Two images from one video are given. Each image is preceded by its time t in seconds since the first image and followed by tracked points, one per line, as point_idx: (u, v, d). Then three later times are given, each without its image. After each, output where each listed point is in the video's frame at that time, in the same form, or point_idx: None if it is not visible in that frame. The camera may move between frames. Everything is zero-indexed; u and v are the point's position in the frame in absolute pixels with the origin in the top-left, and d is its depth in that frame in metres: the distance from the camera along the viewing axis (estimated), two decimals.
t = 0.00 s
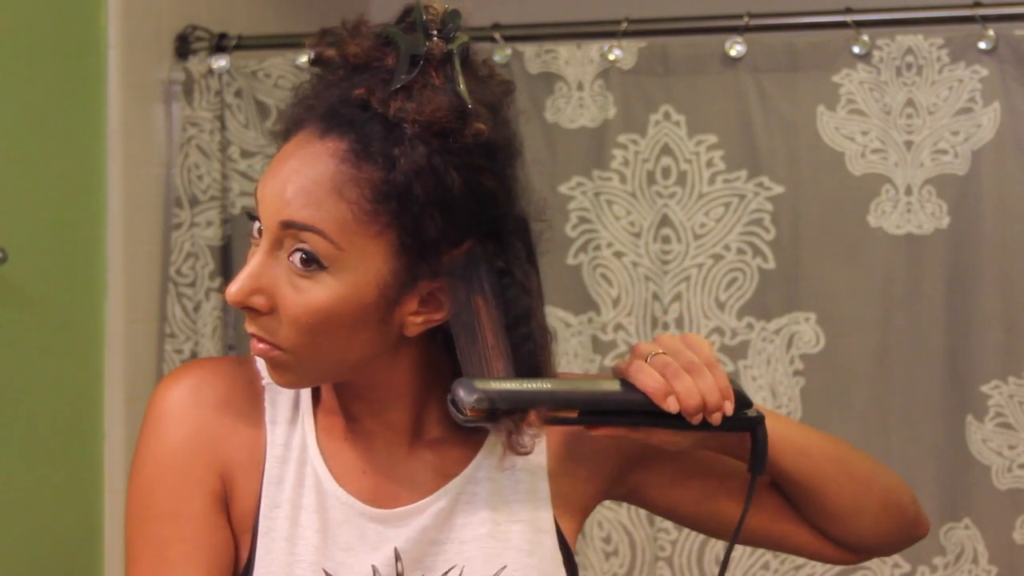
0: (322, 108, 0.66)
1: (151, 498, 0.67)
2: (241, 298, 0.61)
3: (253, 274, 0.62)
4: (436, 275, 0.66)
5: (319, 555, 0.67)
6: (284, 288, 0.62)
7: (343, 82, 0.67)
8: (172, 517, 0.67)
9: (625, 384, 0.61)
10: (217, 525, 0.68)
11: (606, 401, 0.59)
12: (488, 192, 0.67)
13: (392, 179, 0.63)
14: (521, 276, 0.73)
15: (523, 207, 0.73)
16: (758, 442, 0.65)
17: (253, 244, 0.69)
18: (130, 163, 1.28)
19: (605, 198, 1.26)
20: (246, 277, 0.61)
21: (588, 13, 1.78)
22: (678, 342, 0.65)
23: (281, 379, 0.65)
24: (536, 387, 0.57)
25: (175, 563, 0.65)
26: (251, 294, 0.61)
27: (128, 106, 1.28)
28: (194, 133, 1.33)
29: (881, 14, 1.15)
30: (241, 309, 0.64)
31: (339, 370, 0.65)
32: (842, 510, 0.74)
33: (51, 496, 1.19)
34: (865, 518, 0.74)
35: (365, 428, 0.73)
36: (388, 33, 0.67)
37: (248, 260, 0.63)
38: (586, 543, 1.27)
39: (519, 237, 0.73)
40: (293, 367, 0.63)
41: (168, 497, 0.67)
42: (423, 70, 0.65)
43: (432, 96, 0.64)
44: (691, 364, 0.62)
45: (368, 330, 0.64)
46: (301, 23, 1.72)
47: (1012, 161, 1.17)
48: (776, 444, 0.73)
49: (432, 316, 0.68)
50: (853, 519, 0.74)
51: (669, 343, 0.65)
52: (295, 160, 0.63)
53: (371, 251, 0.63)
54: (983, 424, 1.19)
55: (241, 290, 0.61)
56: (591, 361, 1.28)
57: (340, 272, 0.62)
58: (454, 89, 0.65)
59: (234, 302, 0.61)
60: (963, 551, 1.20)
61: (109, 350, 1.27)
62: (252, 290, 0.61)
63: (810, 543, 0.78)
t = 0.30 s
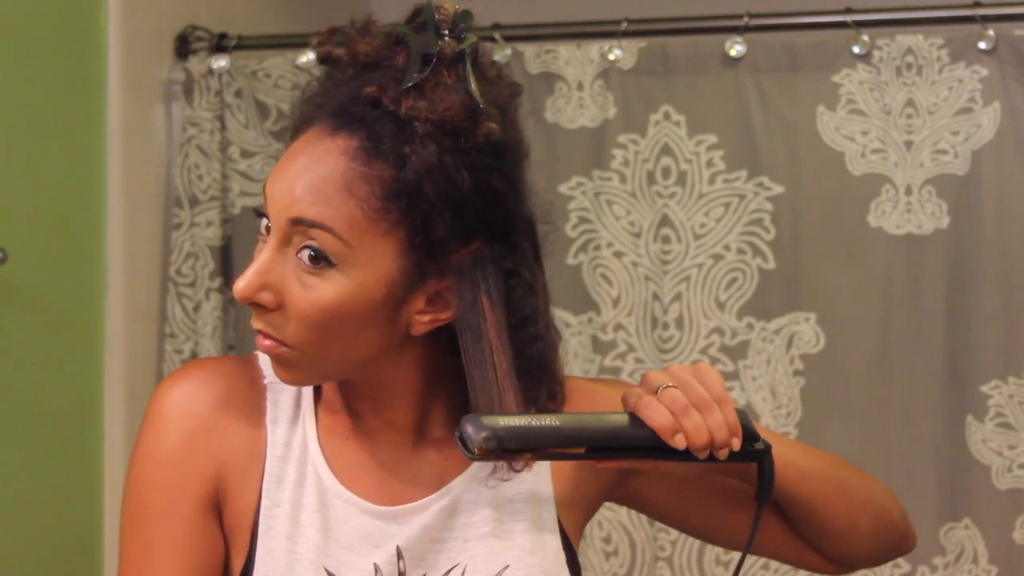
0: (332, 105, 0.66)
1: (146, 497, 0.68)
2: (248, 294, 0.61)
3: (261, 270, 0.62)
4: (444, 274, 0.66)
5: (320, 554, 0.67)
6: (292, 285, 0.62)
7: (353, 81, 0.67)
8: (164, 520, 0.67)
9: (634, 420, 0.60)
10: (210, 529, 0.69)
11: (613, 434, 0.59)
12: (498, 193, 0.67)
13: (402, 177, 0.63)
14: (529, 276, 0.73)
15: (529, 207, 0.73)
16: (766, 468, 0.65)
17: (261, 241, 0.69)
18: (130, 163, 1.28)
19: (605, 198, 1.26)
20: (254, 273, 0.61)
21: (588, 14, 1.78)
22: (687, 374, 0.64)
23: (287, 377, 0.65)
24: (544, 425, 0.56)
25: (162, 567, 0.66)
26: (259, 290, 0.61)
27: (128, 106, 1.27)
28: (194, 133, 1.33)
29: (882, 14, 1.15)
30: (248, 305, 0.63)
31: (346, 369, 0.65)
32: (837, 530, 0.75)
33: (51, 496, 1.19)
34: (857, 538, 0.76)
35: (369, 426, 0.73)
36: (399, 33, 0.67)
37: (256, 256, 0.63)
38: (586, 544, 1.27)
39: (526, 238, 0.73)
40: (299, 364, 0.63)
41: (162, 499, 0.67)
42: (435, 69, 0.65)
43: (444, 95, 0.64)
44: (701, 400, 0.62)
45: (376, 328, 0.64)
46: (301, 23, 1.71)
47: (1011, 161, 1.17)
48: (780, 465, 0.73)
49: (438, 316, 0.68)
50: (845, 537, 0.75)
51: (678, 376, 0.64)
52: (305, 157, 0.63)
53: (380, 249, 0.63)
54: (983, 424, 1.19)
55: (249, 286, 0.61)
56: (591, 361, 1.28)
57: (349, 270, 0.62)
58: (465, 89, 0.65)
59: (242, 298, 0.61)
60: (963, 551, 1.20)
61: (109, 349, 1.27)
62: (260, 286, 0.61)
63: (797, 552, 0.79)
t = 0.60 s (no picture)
0: (336, 105, 0.66)
1: (144, 499, 0.68)
2: (250, 293, 0.61)
3: (263, 269, 0.61)
4: (446, 275, 0.66)
5: (320, 555, 0.67)
6: (293, 284, 0.62)
7: (356, 80, 0.67)
8: (161, 522, 0.67)
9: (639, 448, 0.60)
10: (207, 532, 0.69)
11: (621, 463, 0.58)
12: (501, 194, 0.67)
13: (406, 177, 0.63)
14: (530, 278, 0.74)
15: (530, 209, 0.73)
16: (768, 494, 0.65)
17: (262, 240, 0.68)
18: (130, 163, 1.28)
19: (605, 198, 1.26)
20: (255, 272, 0.61)
21: (588, 13, 1.78)
22: (693, 400, 0.64)
23: (288, 376, 0.65)
24: (551, 458, 0.56)
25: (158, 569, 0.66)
26: (260, 289, 0.61)
27: (128, 105, 1.27)
28: (194, 133, 1.33)
29: (881, 14, 1.15)
30: (249, 304, 0.63)
31: (347, 369, 0.65)
32: (832, 536, 0.75)
33: (51, 495, 1.19)
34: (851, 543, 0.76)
35: (369, 427, 0.73)
36: (403, 33, 0.67)
37: (258, 255, 0.63)
38: (586, 544, 1.27)
39: (527, 240, 0.73)
40: (300, 364, 0.63)
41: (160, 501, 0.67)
42: (439, 70, 0.65)
43: (449, 96, 0.64)
44: (707, 431, 0.61)
45: (377, 329, 0.64)
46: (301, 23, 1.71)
47: (1011, 161, 1.17)
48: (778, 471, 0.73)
49: (439, 317, 0.68)
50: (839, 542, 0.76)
51: (683, 403, 0.64)
52: (308, 157, 0.63)
53: (382, 250, 0.63)
54: (983, 424, 1.19)
55: (251, 285, 0.61)
56: (590, 361, 1.28)
57: (351, 270, 0.62)
58: (470, 90, 0.65)
59: (243, 297, 0.61)
60: (963, 551, 1.20)
61: (109, 349, 1.27)
62: (261, 285, 0.61)
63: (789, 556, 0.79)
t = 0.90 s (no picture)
0: (332, 105, 0.66)
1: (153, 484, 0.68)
2: (242, 292, 0.61)
3: (255, 269, 0.61)
4: (439, 279, 0.67)
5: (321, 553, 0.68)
6: (286, 285, 0.62)
7: (352, 82, 0.67)
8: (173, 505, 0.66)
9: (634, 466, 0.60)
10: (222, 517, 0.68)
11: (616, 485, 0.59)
12: (495, 198, 0.67)
13: (400, 180, 0.63)
14: (524, 282, 0.73)
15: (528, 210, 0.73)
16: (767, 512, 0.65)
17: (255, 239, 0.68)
18: (130, 163, 1.28)
19: (605, 198, 1.26)
20: (248, 271, 0.61)
21: (588, 13, 1.78)
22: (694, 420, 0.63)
23: (278, 375, 0.65)
24: (544, 477, 0.57)
25: (171, 554, 0.65)
26: (252, 289, 0.61)
27: (128, 105, 1.27)
28: (194, 133, 1.33)
29: (882, 14, 1.15)
30: (240, 303, 0.63)
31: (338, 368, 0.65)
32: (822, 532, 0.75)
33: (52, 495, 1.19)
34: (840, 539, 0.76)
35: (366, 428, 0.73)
36: (401, 35, 0.67)
37: (251, 254, 0.63)
38: (586, 543, 1.27)
39: (522, 244, 0.73)
40: (290, 363, 0.63)
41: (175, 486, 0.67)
42: (436, 74, 0.65)
43: (445, 100, 0.64)
44: (705, 455, 0.61)
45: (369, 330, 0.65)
46: (301, 23, 1.71)
47: (1011, 161, 1.17)
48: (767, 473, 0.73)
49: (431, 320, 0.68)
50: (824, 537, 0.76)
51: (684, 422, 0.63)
52: (302, 157, 0.63)
53: (375, 252, 0.63)
54: (983, 424, 1.19)
55: (242, 285, 0.61)
56: (591, 360, 1.28)
57: (343, 272, 0.62)
58: (466, 93, 0.65)
59: (236, 297, 0.61)
60: (963, 551, 1.19)
61: (109, 349, 1.27)
62: (253, 285, 0.61)
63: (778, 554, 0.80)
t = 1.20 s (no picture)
0: (331, 106, 0.66)
1: (158, 485, 0.67)
2: (240, 295, 0.61)
3: (253, 272, 0.61)
4: (438, 283, 0.67)
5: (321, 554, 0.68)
6: (284, 288, 0.62)
7: (351, 83, 0.66)
8: (178, 504, 0.66)
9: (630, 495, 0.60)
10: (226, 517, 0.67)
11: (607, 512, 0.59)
12: (494, 201, 0.67)
13: (400, 184, 0.63)
14: (524, 284, 0.74)
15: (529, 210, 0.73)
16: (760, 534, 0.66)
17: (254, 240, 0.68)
18: (130, 162, 1.28)
19: (605, 198, 1.26)
20: (246, 274, 0.61)
21: (588, 13, 1.78)
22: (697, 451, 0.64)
23: (276, 378, 0.65)
24: (536, 509, 0.57)
25: (178, 554, 0.64)
26: (250, 291, 0.61)
27: (128, 105, 1.27)
28: (194, 132, 1.33)
29: (882, 14, 1.15)
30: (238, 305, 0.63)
31: (337, 371, 0.66)
32: (823, 534, 0.75)
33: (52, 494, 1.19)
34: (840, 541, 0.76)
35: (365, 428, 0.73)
36: (400, 36, 0.67)
37: (249, 257, 0.63)
38: (586, 543, 1.27)
39: (520, 246, 0.73)
40: (288, 366, 0.64)
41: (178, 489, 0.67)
42: (435, 76, 0.65)
43: (445, 103, 0.64)
44: (702, 491, 0.62)
45: (367, 334, 0.65)
46: (301, 23, 1.71)
47: (1011, 161, 1.17)
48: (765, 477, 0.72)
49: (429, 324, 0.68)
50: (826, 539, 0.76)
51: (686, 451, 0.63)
52: (301, 161, 0.63)
53: (373, 255, 0.63)
54: (983, 424, 1.19)
55: (241, 288, 0.61)
56: (591, 360, 1.28)
57: (341, 276, 0.62)
58: (466, 97, 0.65)
59: (234, 299, 0.61)
60: (963, 551, 1.19)
61: (109, 348, 1.27)
62: (251, 287, 0.61)
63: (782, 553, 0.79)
